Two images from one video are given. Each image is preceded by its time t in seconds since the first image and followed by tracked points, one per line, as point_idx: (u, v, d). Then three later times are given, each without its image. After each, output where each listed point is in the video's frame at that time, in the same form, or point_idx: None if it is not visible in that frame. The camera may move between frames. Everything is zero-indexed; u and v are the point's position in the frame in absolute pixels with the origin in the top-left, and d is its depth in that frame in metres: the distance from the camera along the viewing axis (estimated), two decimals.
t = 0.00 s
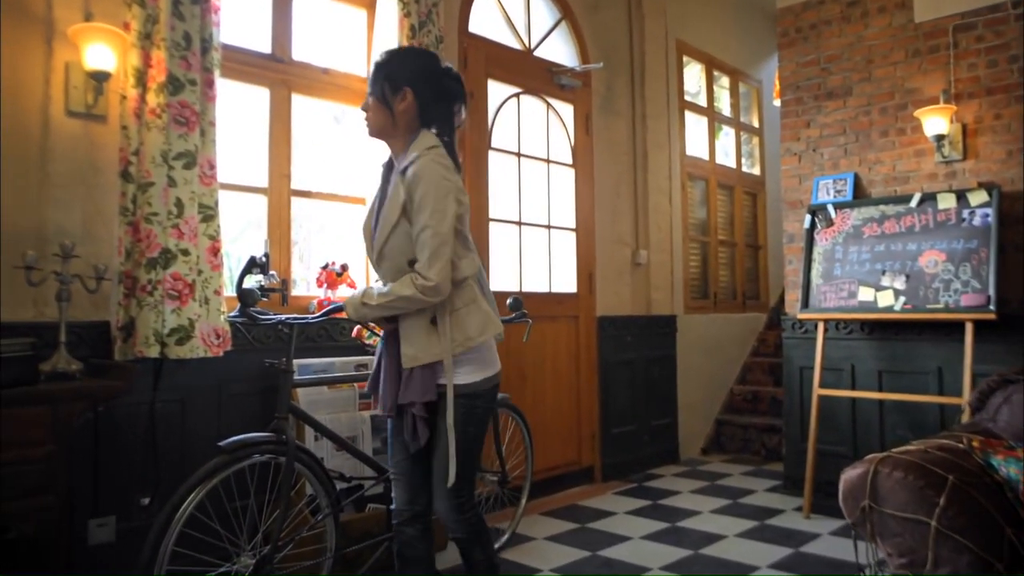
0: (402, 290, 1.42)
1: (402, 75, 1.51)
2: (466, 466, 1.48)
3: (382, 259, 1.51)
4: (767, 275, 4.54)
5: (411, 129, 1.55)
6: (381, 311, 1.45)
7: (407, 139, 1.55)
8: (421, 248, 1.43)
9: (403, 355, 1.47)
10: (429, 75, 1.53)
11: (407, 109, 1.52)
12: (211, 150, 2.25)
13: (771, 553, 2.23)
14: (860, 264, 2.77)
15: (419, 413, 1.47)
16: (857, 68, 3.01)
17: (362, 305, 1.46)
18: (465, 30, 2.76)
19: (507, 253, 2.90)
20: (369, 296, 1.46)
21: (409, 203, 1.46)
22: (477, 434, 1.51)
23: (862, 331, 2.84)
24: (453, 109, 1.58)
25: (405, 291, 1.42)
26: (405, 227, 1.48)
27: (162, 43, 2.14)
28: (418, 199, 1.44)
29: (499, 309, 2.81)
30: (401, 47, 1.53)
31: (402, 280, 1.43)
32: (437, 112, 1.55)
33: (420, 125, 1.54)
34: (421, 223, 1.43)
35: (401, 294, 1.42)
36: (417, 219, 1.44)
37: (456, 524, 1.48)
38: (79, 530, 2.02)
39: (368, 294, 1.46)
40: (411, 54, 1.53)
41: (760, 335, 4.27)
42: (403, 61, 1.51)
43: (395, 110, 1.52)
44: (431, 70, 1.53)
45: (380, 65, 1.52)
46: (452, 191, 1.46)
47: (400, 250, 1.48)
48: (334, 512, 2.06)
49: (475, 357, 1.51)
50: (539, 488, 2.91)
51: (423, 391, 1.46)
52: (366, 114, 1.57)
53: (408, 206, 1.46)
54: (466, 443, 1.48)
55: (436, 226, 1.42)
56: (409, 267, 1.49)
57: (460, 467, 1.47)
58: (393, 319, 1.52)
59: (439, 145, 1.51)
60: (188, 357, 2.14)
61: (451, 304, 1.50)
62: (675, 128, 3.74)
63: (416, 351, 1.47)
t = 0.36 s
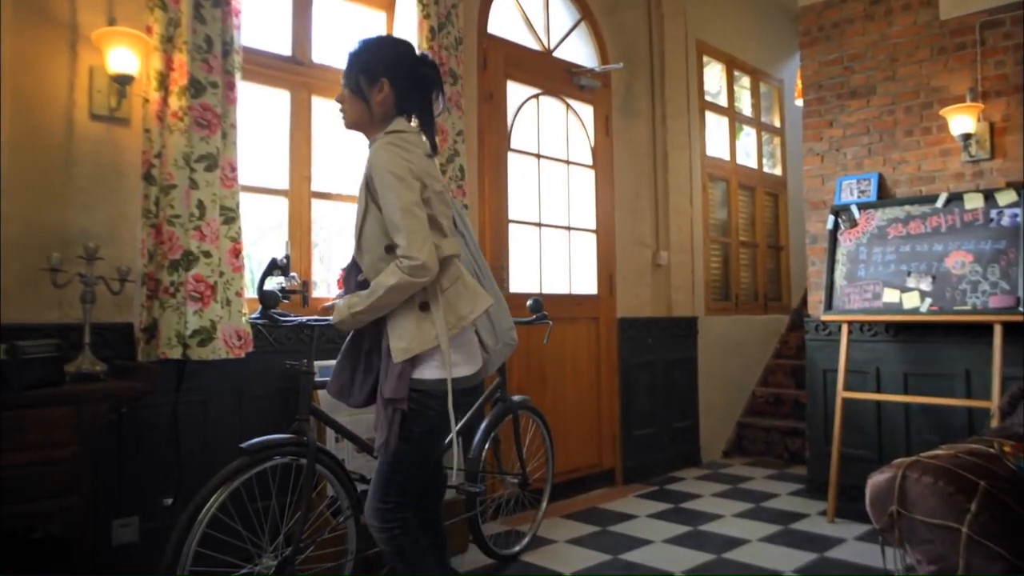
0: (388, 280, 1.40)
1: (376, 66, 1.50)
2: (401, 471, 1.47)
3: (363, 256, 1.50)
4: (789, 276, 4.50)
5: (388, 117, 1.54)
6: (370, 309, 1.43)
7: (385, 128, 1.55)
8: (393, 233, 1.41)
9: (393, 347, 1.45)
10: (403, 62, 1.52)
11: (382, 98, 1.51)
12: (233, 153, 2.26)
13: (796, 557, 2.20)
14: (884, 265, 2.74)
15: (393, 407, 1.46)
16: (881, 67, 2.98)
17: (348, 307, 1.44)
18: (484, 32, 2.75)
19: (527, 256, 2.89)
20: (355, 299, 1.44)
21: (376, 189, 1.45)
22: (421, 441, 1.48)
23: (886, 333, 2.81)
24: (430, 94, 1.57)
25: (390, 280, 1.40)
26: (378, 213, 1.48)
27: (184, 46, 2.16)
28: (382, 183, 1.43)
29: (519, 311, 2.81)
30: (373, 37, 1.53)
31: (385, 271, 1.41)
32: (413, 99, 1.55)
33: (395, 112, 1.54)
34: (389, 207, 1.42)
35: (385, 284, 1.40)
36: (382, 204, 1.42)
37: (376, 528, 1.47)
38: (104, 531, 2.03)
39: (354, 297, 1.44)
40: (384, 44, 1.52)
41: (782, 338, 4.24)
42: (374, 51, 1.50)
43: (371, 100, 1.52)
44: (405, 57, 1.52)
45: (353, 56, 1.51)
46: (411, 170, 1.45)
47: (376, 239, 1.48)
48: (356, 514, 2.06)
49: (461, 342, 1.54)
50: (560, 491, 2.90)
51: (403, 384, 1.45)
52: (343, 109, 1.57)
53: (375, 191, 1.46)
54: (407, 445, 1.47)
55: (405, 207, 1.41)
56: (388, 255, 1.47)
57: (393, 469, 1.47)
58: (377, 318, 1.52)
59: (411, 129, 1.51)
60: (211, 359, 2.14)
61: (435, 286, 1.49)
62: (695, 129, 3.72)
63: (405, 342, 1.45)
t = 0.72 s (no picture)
0: (351, 288, 1.35)
1: (367, 67, 1.44)
2: (364, 490, 1.37)
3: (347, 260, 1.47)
4: (831, 279, 4.43)
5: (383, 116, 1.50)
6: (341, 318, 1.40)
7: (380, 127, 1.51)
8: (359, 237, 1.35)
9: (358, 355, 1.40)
10: (395, 60, 1.45)
11: (375, 100, 1.47)
12: (274, 159, 2.28)
13: (842, 565, 2.16)
14: (931, 268, 2.69)
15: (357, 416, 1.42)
16: (926, 65, 2.91)
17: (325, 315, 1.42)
18: (522, 36, 2.76)
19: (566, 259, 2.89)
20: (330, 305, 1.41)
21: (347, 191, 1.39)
22: (384, 455, 1.37)
23: (934, 337, 2.75)
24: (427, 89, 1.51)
25: (353, 287, 1.35)
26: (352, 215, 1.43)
27: (227, 55, 2.20)
28: (349, 187, 1.37)
29: (558, 314, 2.81)
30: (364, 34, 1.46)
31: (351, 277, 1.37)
32: (409, 97, 1.50)
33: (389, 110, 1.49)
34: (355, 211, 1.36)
35: (349, 291, 1.35)
36: (349, 207, 1.37)
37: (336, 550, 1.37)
38: (151, 529, 2.08)
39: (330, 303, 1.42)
40: (375, 42, 1.45)
41: (824, 342, 4.18)
42: (364, 51, 1.44)
43: (364, 101, 1.47)
44: (398, 55, 1.46)
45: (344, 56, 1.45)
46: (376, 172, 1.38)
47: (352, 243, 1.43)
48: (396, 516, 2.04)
49: (435, 349, 1.42)
50: (600, 495, 2.89)
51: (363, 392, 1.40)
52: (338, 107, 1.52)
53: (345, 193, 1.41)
54: (370, 459, 1.38)
55: (367, 211, 1.34)
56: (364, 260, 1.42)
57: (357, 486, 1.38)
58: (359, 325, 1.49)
59: (404, 129, 1.46)
60: (254, 362, 2.17)
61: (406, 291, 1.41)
62: (734, 130, 3.68)
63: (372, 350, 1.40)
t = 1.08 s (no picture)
0: (304, 283, 1.28)
1: (328, 50, 1.39)
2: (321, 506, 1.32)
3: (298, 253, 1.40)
4: (878, 282, 4.34)
5: (349, 102, 1.44)
6: (284, 308, 1.31)
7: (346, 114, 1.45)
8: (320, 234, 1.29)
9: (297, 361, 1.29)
10: (359, 43, 1.39)
11: (337, 85, 1.41)
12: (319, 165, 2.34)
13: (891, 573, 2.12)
14: (983, 270, 2.62)
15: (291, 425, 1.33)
16: (977, 62, 2.84)
17: (267, 300, 1.33)
18: (562, 40, 2.77)
19: (608, 262, 2.88)
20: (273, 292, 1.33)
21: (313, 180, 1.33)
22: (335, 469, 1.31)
23: (986, 342, 2.68)
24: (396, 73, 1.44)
25: (305, 283, 1.28)
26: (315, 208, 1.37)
27: (272, 63, 2.27)
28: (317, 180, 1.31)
29: (599, 318, 2.81)
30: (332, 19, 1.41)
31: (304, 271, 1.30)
32: (377, 84, 1.44)
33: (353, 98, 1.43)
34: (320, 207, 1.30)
35: (301, 285, 1.28)
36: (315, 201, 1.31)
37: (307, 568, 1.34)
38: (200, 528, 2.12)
39: (274, 289, 1.33)
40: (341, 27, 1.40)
41: (870, 346, 4.10)
42: (327, 34, 1.39)
43: (326, 86, 1.42)
44: (364, 38, 1.40)
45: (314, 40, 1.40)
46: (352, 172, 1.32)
47: (309, 236, 1.37)
48: (439, 519, 2.06)
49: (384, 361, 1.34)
50: (642, 500, 2.87)
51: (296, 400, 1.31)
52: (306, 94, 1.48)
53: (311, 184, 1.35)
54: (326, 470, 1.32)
55: (334, 209, 1.28)
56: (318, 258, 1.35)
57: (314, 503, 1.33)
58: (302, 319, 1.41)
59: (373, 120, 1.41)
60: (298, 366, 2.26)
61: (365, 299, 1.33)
62: (777, 131, 3.63)
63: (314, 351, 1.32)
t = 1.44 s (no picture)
0: (342, 283, 1.15)
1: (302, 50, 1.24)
2: (348, 507, 1.25)
3: (296, 255, 1.24)
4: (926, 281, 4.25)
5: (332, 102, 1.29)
6: (304, 311, 1.16)
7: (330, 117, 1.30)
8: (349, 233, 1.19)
9: (330, 371, 1.18)
10: (335, 38, 1.23)
11: (316, 87, 1.26)
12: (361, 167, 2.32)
13: None
14: None
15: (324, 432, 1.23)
16: None
17: (280, 305, 1.16)
18: (602, 40, 2.77)
19: (649, 262, 2.88)
20: (287, 294, 1.16)
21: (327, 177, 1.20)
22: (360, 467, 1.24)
23: None
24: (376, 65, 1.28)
25: (344, 283, 1.15)
26: (321, 208, 1.23)
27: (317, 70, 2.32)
28: (338, 177, 1.20)
29: (641, 318, 2.80)
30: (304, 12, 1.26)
31: (334, 271, 1.17)
32: (359, 80, 1.29)
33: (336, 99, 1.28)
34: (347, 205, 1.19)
35: (338, 286, 1.15)
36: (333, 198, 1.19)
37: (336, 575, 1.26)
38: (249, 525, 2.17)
39: (286, 292, 1.16)
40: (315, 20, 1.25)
41: (919, 347, 4.02)
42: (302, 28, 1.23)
43: (306, 88, 1.27)
44: (342, 33, 1.25)
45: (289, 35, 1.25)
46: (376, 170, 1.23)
47: (317, 237, 1.23)
48: (482, 518, 2.08)
49: (403, 362, 1.29)
50: (684, 502, 2.86)
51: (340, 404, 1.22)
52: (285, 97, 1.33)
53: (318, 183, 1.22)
54: (354, 474, 1.24)
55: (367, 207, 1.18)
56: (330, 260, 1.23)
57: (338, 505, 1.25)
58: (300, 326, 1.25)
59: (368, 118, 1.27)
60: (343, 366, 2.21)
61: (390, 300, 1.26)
62: (821, 128, 3.58)
63: (337, 357, 1.20)
